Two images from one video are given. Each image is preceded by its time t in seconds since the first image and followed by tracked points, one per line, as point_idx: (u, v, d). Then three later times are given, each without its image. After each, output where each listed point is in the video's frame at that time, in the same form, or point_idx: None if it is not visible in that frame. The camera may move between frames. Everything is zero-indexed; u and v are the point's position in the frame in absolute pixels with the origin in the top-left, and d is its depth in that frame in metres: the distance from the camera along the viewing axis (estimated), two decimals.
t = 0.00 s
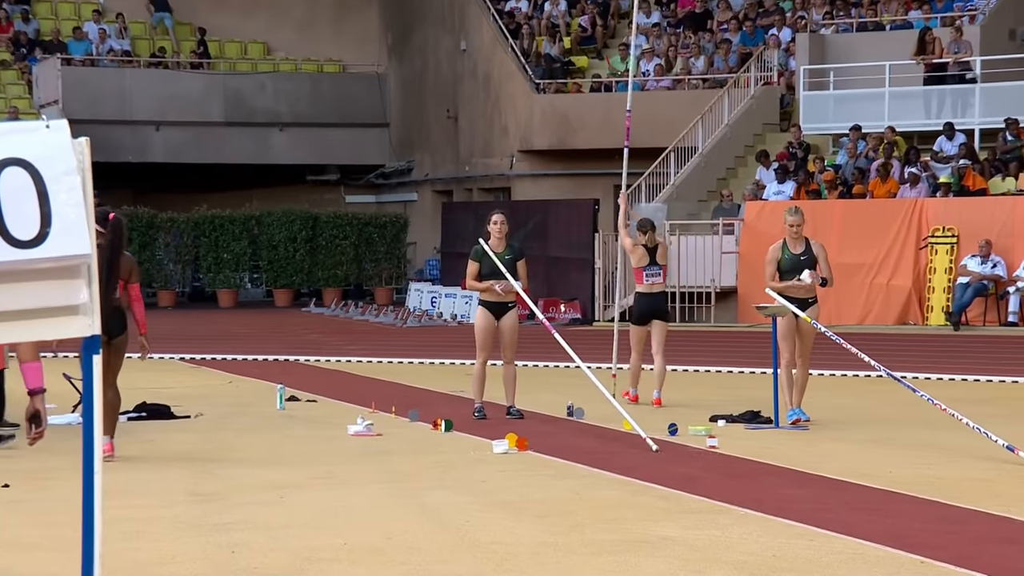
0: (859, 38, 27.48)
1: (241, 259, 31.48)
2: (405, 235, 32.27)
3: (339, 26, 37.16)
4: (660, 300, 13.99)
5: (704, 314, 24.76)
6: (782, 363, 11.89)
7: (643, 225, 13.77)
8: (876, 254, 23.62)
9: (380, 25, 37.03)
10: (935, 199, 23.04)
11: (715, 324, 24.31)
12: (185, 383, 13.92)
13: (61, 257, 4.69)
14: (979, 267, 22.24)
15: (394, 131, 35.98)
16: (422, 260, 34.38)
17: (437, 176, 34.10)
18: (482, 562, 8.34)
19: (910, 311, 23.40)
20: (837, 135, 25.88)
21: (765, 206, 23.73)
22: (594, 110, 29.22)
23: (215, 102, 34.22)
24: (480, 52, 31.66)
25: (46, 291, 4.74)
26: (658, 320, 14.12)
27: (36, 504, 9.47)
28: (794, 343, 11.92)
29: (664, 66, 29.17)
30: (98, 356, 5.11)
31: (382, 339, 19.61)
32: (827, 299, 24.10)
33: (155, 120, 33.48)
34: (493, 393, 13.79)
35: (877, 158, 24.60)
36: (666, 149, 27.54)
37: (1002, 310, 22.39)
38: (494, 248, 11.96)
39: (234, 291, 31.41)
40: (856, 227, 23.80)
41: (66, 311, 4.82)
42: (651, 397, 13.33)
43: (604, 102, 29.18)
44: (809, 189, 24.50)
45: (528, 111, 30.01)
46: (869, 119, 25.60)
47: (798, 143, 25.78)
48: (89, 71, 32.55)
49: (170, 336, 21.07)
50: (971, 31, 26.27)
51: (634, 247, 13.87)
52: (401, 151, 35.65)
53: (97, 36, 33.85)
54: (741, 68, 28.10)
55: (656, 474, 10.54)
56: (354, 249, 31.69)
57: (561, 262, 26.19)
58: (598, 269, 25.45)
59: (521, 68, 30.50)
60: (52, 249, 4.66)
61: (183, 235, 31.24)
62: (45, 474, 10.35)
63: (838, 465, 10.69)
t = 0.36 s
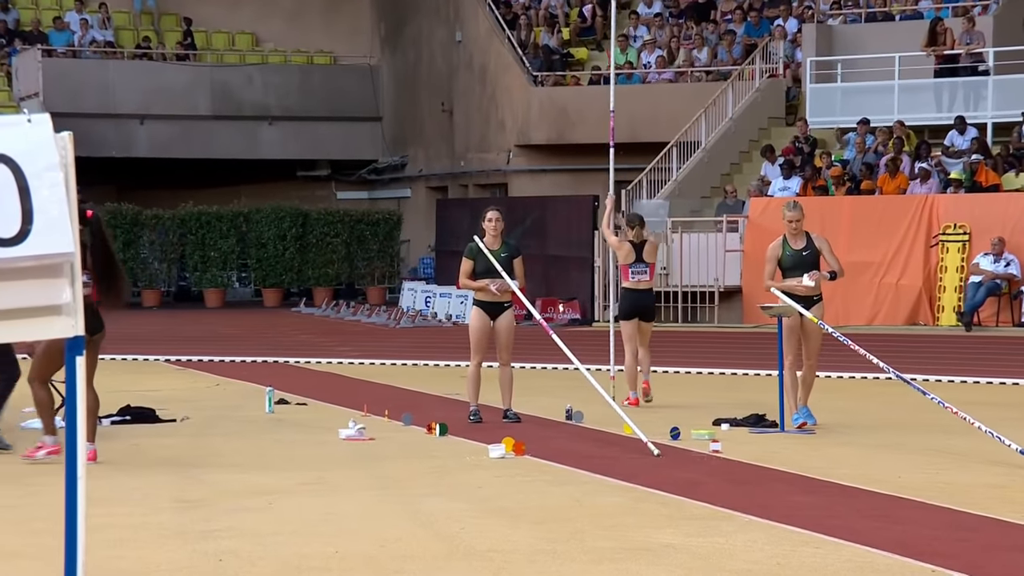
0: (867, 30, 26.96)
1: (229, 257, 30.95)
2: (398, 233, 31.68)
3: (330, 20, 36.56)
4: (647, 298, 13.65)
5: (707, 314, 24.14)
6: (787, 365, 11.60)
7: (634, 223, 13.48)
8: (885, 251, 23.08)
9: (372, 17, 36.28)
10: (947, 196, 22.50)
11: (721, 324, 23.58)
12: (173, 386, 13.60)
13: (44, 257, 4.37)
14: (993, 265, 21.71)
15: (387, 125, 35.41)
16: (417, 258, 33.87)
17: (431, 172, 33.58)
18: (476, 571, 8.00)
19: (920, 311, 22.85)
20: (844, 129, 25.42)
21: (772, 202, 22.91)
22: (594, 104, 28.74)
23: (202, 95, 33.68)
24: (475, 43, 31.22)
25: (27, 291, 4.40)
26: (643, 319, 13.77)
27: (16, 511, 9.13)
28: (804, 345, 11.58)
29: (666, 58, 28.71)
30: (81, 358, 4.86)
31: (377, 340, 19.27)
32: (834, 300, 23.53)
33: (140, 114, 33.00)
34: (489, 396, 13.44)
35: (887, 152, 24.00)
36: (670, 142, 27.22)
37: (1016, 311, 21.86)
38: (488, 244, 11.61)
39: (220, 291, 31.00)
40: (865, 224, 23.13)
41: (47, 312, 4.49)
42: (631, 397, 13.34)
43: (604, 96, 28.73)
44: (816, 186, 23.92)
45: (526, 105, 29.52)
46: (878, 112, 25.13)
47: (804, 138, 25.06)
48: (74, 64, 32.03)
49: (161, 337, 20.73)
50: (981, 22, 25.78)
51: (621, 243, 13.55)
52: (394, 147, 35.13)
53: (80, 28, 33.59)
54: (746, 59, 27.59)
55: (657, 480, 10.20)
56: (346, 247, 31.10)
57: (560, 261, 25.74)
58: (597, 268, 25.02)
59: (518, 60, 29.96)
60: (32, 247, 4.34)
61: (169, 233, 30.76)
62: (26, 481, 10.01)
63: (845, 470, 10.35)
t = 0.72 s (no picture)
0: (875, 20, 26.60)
1: (214, 255, 30.51)
2: (389, 230, 31.23)
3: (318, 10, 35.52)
4: (638, 299, 13.46)
5: (707, 314, 23.70)
6: (790, 368, 11.27)
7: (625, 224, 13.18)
8: (890, 249, 22.63)
9: (362, 6, 35.34)
10: (955, 192, 22.06)
11: (722, 325, 23.20)
12: (159, 388, 13.29)
13: (22, 256, 4.60)
14: (1003, 264, 21.33)
15: (378, 119, 34.72)
16: (408, 257, 33.35)
17: (424, 167, 33.02)
18: None
19: (928, 311, 22.44)
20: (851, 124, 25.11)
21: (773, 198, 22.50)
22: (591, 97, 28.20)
23: (186, 87, 33.06)
24: (469, 35, 30.76)
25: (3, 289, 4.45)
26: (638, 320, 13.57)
27: None
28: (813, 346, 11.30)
29: (666, 50, 28.25)
30: (63, 359, 4.95)
31: (370, 341, 18.95)
32: (839, 300, 23.09)
33: (122, 107, 32.43)
34: (483, 398, 13.12)
35: (895, 148, 23.52)
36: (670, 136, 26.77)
37: None
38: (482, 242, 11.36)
39: (206, 290, 30.61)
40: (870, 221, 22.70)
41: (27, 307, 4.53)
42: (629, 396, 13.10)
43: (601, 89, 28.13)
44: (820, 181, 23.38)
45: (521, 97, 29.06)
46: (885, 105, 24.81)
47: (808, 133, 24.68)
48: (54, 55, 31.56)
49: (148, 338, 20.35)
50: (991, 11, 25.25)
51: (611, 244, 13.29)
52: (384, 141, 34.52)
53: (59, 18, 33.01)
54: (749, 52, 27.19)
55: (656, 485, 9.89)
56: (335, 245, 30.63)
57: (557, 260, 25.35)
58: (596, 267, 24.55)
59: (513, 52, 29.47)
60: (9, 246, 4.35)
61: (153, 231, 30.41)
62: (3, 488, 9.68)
63: (850, 475, 10.05)
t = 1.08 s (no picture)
0: (878, 11, 26.75)
1: (197, 253, 30.03)
2: (379, 228, 30.93)
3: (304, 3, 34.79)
4: (624, 298, 13.43)
5: (706, 313, 23.37)
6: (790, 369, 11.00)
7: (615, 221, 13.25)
8: (894, 247, 22.36)
9: None
10: (962, 187, 21.70)
11: (722, 325, 22.86)
12: (142, 390, 12.98)
13: None
14: (1011, 263, 20.90)
15: (366, 112, 34.16)
16: (398, 255, 32.88)
17: (414, 163, 32.49)
18: None
19: (932, 310, 22.16)
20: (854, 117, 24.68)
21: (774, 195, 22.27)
22: (587, 90, 27.72)
23: (168, 78, 32.75)
24: (461, 26, 30.22)
25: None
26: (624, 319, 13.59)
27: None
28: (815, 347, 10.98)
29: (663, 42, 27.85)
30: (44, 359, 4.28)
31: (359, 342, 18.65)
32: (841, 299, 22.76)
33: (102, 100, 32.15)
34: (476, 401, 12.83)
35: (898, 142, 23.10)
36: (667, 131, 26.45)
37: None
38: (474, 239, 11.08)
39: (189, 289, 29.95)
40: (873, 219, 22.42)
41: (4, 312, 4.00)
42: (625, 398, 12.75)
43: (597, 80, 27.63)
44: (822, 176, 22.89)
45: (514, 91, 28.63)
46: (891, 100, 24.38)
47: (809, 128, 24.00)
48: (32, 47, 31.34)
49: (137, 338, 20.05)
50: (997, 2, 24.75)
51: (601, 242, 13.35)
52: (374, 135, 33.99)
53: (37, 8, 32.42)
54: (749, 43, 26.79)
55: (653, 489, 9.61)
56: (322, 242, 30.31)
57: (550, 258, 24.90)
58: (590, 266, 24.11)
59: (506, 44, 28.97)
60: None
61: (134, 228, 29.87)
62: None
63: (852, 480, 9.77)
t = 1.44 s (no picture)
0: None
1: (178, 250, 29.33)
2: (366, 224, 29.97)
3: None
4: (600, 295, 13.23)
5: (705, 311, 23.00)
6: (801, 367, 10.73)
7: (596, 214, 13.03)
8: (899, 245, 21.91)
9: None
10: (968, 182, 21.27)
11: (721, 325, 22.55)
12: (125, 393, 12.69)
13: None
14: (1017, 260, 20.55)
15: (353, 105, 33.76)
16: (386, 251, 32.40)
17: (401, 157, 31.96)
18: None
19: (938, 309, 21.67)
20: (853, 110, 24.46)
21: (774, 190, 21.93)
22: (580, 82, 27.21)
23: (149, 70, 32.33)
24: (450, 16, 29.67)
25: None
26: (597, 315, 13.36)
27: None
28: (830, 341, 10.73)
29: (660, 32, 27.45)
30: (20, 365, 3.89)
31: (349, 342, 18.35)
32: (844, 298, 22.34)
33: (80, 92, 31.75)
34: (467, 403, 12.53)
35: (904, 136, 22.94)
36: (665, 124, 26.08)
37: None
38: (465, 237, 10.78)
39: (171, 288, 29.42)
40: (877, 216, 21.95)
41: None
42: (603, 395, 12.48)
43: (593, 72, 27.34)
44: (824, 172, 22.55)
45: (507, 82, 28.09)
46: (897, 91, 24.18)
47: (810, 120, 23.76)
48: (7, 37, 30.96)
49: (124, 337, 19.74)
50: None
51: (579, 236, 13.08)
52: (362, 128, 33.49)
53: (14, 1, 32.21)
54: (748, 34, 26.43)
55: (649, 494, 9.32)
56: (308, 239, 29.43)
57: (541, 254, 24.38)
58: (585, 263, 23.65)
59: (497, 35, 28.43)
60: None
61: (112, 223, 29.05)
62: None
63: (854, 484, 9.48)
